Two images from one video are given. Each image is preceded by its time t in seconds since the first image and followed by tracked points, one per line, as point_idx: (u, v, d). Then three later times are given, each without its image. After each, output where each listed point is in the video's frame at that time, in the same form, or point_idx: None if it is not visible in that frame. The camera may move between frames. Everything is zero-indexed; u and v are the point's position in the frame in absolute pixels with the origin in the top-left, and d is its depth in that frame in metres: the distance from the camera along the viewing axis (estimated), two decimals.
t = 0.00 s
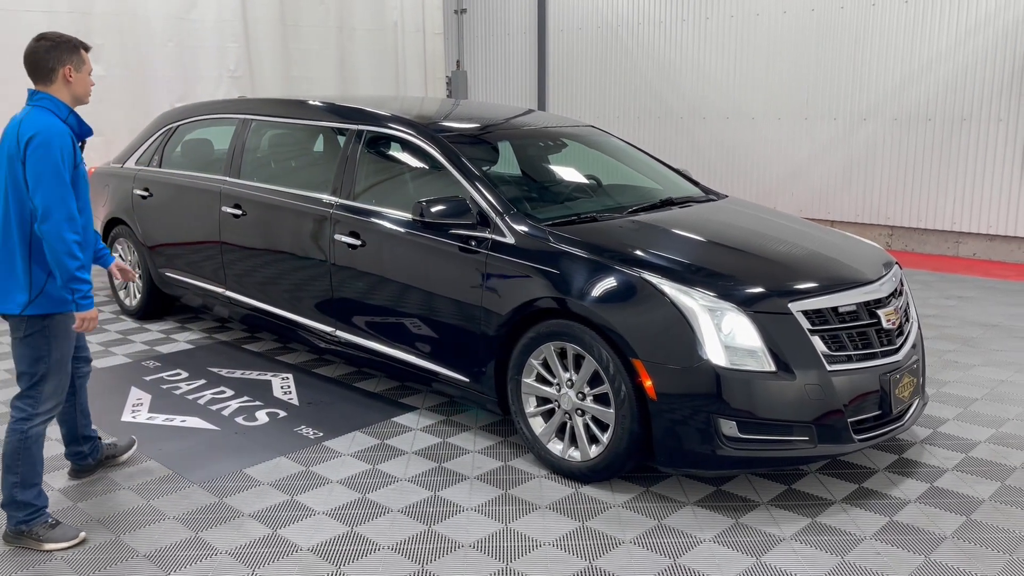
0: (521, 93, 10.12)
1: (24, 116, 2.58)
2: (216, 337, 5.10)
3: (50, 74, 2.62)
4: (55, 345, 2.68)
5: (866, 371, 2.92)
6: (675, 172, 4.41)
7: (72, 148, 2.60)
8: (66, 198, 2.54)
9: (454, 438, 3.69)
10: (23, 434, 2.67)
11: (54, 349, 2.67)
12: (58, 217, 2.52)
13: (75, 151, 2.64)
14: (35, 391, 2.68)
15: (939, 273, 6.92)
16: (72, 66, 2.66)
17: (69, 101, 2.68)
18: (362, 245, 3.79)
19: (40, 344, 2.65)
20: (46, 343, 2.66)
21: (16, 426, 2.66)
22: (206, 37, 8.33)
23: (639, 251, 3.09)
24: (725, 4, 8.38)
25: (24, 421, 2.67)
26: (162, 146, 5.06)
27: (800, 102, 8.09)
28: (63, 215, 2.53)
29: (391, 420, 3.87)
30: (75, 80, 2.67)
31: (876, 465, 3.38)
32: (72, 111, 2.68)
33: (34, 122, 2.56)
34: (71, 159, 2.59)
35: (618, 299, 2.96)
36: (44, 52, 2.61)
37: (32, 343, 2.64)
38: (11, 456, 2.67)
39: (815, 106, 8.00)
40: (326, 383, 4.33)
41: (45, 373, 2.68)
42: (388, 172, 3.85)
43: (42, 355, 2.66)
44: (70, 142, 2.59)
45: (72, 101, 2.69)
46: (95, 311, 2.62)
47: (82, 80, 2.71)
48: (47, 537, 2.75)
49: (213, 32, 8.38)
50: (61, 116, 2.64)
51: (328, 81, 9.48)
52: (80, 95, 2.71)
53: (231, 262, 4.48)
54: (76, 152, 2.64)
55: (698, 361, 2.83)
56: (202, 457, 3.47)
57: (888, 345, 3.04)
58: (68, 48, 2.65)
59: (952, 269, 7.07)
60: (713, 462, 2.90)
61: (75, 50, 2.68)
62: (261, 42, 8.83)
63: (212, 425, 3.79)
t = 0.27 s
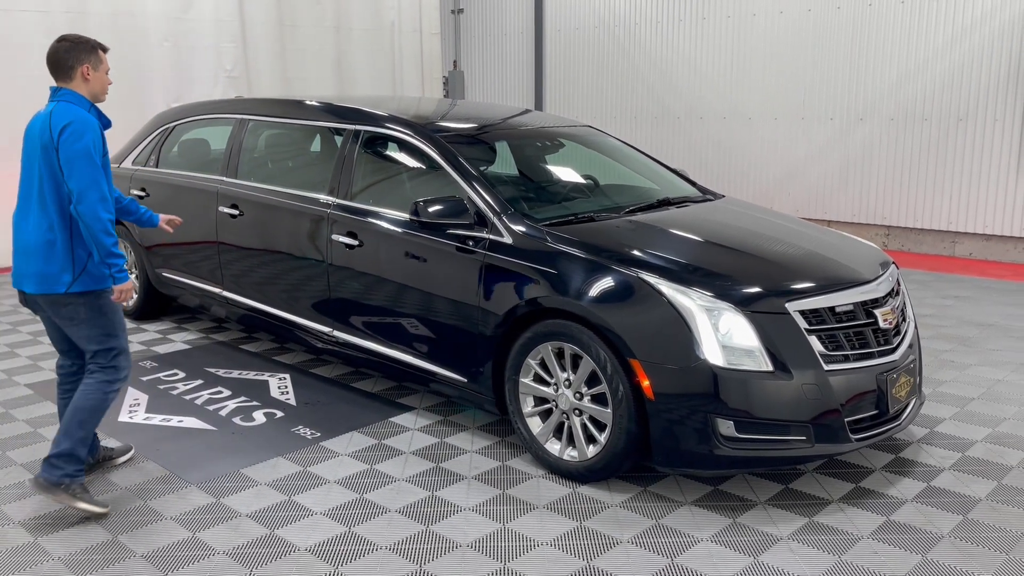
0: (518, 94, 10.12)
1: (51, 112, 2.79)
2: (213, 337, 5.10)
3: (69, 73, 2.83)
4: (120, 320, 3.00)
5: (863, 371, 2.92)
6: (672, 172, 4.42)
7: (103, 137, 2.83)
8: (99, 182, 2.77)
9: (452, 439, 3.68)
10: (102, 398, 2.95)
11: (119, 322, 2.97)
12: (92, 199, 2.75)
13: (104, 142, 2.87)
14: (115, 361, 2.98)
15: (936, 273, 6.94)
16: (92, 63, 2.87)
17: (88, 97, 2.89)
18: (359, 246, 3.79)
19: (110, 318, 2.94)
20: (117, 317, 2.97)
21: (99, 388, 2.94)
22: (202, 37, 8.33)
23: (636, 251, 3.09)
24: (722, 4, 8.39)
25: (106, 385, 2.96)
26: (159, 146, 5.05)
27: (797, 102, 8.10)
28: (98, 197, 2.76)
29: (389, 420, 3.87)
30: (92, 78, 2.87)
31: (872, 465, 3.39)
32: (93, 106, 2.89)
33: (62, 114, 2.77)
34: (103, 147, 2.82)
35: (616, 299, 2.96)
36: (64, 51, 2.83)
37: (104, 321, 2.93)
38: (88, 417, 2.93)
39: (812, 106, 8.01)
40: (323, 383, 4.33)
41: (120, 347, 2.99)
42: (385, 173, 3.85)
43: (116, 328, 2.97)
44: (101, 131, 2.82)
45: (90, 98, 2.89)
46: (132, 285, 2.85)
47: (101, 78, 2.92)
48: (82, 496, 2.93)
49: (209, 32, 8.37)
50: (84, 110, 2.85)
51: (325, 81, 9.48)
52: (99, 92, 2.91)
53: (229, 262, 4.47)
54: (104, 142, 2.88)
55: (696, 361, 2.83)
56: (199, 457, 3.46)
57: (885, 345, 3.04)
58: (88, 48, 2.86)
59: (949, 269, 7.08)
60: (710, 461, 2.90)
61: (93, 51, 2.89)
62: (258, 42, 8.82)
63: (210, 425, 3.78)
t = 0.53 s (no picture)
0: (516, 93, 10.12)
1: (72, 110, 3.00)
2: (211, 337, 5.09)
3: (94, 72, 3.03)
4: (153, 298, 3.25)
5: (861, 371, 2.93)
6: (670, 172, 4.42)
7: (115, 136, 3.01)
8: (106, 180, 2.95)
9: (450, 439, 3.68)
10: (156, 369, 3.35)
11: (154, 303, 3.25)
12: (99, 197, 2.95)
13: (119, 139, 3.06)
14: (155, 340, 3.30)
15: (933, 273, 6.95)
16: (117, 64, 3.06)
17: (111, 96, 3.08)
18: (357, 245, 3.78)
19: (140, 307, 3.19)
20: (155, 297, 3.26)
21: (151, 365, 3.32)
22: (200, 37, 8.31)
23: (634, 251, 3.09)
24: (720, 4, 8.40)
25: (155, 359, 3.33)
26: (157, 146, 5.05)
27: (794, 102, 8.11)
28: (103, 194, 2.95)
29: (387, 420, 3.87)
30: (116, 78, 3.06)
31: (870, 465, 3.39)
32: (115, 104, 3.09)
33: (76, 116, 2.97)
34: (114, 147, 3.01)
35: (614, 299, 2.97)
36: (91, 53, 3.02)
37: (138, 305, 3.18)
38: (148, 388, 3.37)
39: (810, 106, 8.02)
40: (321, 383, 4.32)
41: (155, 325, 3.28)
42: (383, 173, 3.85)
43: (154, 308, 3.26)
44: (113, 131, 3.01)
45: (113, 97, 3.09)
46: (137, 277, 3.04)
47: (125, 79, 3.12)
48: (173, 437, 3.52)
49: (207, 32, 8.36)
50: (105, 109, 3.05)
51: (323, 81, 9.47)
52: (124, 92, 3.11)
53: (226, 262, 4.47)
54: (120, 140, 3.06)
55: (694, 361, 2.84)
56: (198, 457, 3.46)
57: (883, 345, 3.05)
58: (114, 51, 3.05)
59: (946, 269, 7.09)
60: (709, 462, 2.90)
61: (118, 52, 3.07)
62: (255, 42, 8.82)
63: (208, 425, 3.78)
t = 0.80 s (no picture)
0: (515, 93, 10.12)
1: (99, 112, 3.15)
2: (211, 337, 5.09)
3: (121, 76, 3.17)
4: (171, 295, 3.35)
5: (860, 371, 2.93)
6: (669, 172, 4.42)
7: (132, 140, 3.12)
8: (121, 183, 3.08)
9: (450, 439, 3.68)
10: (167, 364, 3.42)
11: (170, 300, 3.33)
12: (113, 199, 3.08)
13: (138, 142, 3.16)
14: (166, 336, 3.38)
15: (932, 273, 6.96)
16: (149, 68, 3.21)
17: (138, 99, 3.22)
18: (357, 246, 3.78)
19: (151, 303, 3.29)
20: (173, 294, 3.35)
21: (162, 361, 3.40)
22: (199, 37, 8.31)
23: (633, 251, 3.10)
24: (719, 4, 8.40)
25: (167, 355, 3.41)
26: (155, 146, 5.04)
27: (793, 102, 8.12)
28: (118, 197, 3.08)
29: (386, 420, 3.87)
30: (145, 81, 3.20)
31: (869, 464, 3.39)
32: (140, 106, 3.22)
33: (98, 121, 3.11)
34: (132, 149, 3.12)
35: (614, 299, 2.97)
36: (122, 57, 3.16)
37: (153, 300, 3.29)
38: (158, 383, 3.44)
39: (808, 106, 8.03)
40: (320, 384, 4.32)
41: (171, 321, 3.37)
42: (382, 173, 3.85)
43: (170, 305, 3.34)
44: (129, 134, 3.12)
45: (141, 99, 3.23)
46: (159, 273, 3.17)
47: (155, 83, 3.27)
48: (188, 432, 3.59)
49: (206, 32, 8.36)
50: (128, 111, 3.19)
51: (322, 81, 9.47)
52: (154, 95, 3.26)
53: (226, 262, 4.46)
54: (139, 142, 3.17)
55: (693, 361, 2.84)
56: (197, 457, 3.46)
57: (882, 345, 3.05)
58: (144, 54, 3.19)
59: (944, 269, 7.10)
60: (708, 461, 2.90)
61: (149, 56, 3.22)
62: (254, 42, 8.82)
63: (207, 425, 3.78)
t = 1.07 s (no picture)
0: (515, 94, 10.13)
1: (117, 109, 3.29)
2: (210, 338, 5.09)
3: (146, 79, 3.30)
4: (167, 289, 3.41)
5: (861, 371, 2.93)
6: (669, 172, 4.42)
7: (134, 136, 3.22)
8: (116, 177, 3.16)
9: (450, 439, 3.68)
10: (162, 360, 3.45)
11: (164, 295, 3.39)
12: (106, 189, 3.16)
13: (144, 139, 3.26)
14: (160, 330, 3.43)
15: (931, 273, 6.96)
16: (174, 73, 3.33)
17: (159, 101, 3.35)
18: (357, 246, 3.78)
19: (145, 296, 3.38)
20: (165, 290, 3.40)
21: (155, 353, 3.43)
22: (199, 38, 8.32)
23: (633, 252, 3.10)
24: (718, 5, 8.41)
25: (161, 349, 3.45)
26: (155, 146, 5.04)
27: (793, 102, 8.12)
28: (110, 187, 3.15)
29: (386, 421, 3.87)
30: (167, 85, 3.32)
31: (869, 465, 3.40)
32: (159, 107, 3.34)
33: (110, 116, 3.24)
34: (134, 145, 3.22)
35: (614, 300, 2.97)
36: (149, 61, 3.29)
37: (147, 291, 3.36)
38: (153, 378, 3.46)
39: (808, 106, 8.03)
40: (320, 384, 4.32)
41: (163, 316, 3.42)
42: (382, 173, 3.85)
43: (163, 301, 3.40)
44: (134, 130, 3.22)
45: (164, 102, 3.36)
46: (148, 262, 3.21)
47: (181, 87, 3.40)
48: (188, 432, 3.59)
49: (206, 32, 8.36)
50: (146, 110, 3.32)
51: (322, 81, 9.47)
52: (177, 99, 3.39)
53: (225, 262, 4.46)
54: (145, 139, 3.27)
55: (694, 362, 2.84)
56: (197, 458, 3.46)
57: (882, 346, 3.05)
58: (169, 59, 3.31)
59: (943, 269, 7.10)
60: (708, 462, 2.91)
61: (175, 61, 3.34)
62: (254, 42, 8.82)
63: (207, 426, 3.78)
